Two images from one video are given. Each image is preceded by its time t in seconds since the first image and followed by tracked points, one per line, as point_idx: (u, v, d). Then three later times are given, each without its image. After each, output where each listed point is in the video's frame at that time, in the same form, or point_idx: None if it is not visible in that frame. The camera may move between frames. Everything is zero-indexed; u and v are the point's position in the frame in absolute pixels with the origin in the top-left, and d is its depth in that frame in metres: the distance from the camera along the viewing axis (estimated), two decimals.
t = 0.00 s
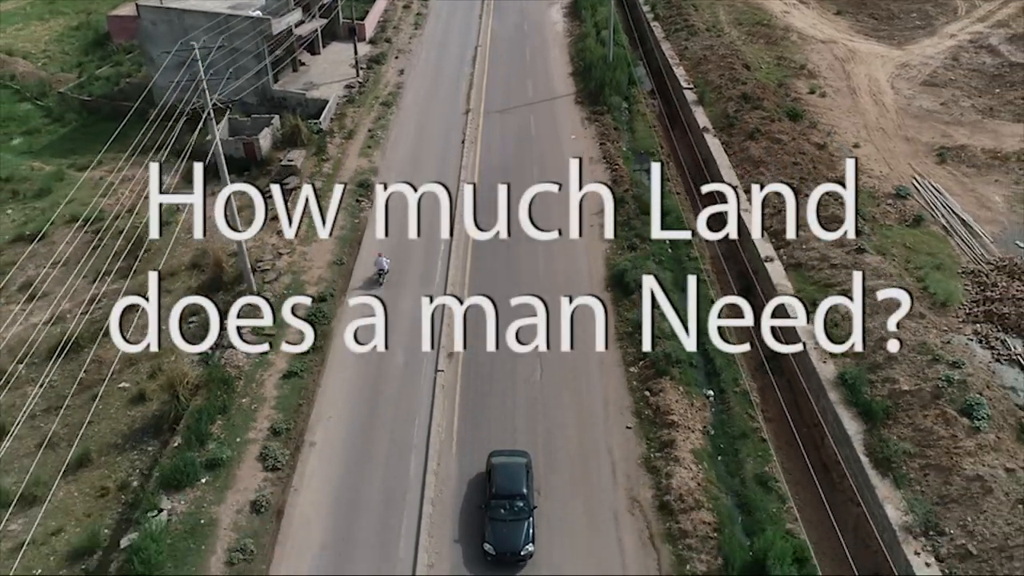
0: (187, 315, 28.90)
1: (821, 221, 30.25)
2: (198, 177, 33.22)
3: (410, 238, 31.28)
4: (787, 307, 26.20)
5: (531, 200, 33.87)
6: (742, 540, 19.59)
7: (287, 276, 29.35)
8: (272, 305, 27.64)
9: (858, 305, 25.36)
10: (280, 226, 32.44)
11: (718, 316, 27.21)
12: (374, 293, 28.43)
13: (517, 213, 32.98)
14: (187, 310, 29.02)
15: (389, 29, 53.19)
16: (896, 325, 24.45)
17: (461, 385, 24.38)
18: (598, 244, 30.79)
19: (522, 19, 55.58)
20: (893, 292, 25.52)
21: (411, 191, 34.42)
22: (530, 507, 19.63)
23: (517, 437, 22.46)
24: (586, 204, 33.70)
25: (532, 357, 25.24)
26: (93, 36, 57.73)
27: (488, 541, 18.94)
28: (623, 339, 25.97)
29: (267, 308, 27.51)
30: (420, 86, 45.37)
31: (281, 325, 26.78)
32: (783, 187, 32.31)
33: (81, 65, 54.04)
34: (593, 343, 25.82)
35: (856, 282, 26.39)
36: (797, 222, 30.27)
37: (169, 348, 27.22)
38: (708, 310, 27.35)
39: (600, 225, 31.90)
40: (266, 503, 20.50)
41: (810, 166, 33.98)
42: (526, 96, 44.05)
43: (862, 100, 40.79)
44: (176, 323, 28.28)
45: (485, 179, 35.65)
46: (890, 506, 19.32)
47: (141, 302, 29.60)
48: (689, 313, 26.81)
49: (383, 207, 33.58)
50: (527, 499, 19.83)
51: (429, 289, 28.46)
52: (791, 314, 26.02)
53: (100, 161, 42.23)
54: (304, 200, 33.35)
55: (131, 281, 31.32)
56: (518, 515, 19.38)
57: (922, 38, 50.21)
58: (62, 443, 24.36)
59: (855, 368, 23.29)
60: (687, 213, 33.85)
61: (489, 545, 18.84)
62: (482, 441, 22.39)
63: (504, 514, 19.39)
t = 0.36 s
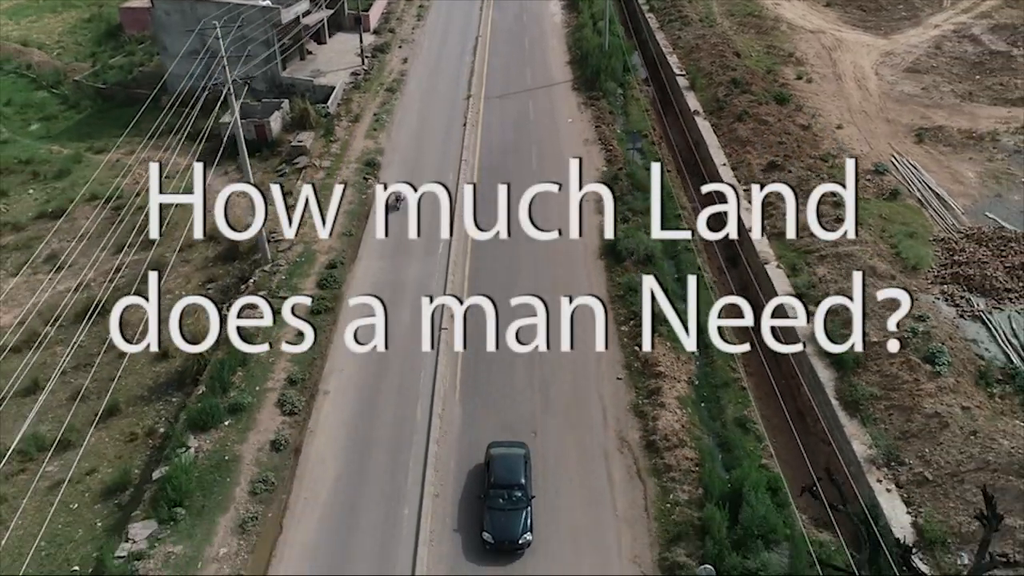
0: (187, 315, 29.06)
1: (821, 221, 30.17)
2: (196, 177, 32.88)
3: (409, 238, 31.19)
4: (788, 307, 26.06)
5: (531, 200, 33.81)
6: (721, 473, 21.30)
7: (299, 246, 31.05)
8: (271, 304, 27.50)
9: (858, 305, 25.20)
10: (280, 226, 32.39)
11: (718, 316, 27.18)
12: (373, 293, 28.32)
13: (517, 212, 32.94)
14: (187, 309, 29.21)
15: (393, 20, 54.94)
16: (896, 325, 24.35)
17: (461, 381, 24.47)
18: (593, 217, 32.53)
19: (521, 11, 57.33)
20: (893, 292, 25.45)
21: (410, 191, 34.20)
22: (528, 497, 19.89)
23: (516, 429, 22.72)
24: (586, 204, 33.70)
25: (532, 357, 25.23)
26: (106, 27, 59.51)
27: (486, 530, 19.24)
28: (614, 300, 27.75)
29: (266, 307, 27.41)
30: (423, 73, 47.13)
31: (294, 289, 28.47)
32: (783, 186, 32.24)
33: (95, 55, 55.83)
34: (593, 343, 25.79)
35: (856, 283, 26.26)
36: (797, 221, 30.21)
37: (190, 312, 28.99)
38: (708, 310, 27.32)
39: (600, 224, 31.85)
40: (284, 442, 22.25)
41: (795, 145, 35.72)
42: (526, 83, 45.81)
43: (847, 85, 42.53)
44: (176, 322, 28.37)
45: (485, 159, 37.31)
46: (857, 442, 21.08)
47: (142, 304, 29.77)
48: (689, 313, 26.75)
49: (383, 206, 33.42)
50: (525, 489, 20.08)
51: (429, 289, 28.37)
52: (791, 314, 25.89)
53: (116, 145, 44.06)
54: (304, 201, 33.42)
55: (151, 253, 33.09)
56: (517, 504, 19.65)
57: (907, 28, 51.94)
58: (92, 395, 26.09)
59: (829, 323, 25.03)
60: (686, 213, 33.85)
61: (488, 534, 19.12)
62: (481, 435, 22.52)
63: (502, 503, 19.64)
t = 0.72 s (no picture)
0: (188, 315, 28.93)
1: (822, 223, 30.04)
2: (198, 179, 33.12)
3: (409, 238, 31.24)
4: (788, 307, 26.07)
5: (531, 201, 33.83)
6: (705, 419, 22.87)
7: (310, 219, 32.71)
8: (271, 305, 27.38)
9: (858, 305, 25.12)
10: (280, 226, 32.21)
11: (718, 317, 27.11)
12: (373, 293, 28.37)
13: (516, 213, 32.96)
14: (188, 310, 29.07)
15: (396, 12, 56.59)
16: (895, 325, 24.28)
17: (460, 376, 24.66)
18: (589, 194, 34.24)
19: (521, 4, 58.99)
20: (893, 292, 25.29)
21: (410, 191, 34.26)
22: (526, 486, 20.13)
23: (514, 420, 23.01)
24: (586, 205, 33.74)
25: (532, 357, 25.31)
26: (117, 19, 61.17)
27: (484, 518, 19.53)
28: (608, 269, 29.35)
29: (266, 307, 27.22)
30: (426, 61, 48.79)
31: (306, 258, 30.09)
32: (783, 187, 32.10)
33: (107, 46, 57.48)
34: (593, 343, 25.84)
35: (856, 283, 26.11)
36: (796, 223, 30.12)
37: (207, 281, 30.68)
38: (708, 311, 27.23)
39: (600, 224, 31.84)
40: (299, 393, 23.93)
41: (781, 127, 37.39)
42: (525, 71, 47.53)
43: (834, 72, 44.20)
44: (177, 323, 28.27)
45: (486, 141, 39.03)
46: (831, 390, 22.79)
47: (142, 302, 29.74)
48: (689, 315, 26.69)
49: (383, 207, 33.47)
50: (523, 478, 20.31)
51: (429, 289, 28.42)
52: (791, 314, 25.89)
53: (131, 130, 45.72)
54: (304, 199, 33.12)
55: (168, 228, 34.72)
56: (515, 493, 19.91)
57: (894, 19, 53.58)
58: (117, 355, 27.73)
59: (808, 287, 26.70)
60: (687, 217, 33.90)
61: (487, 522, 19.41)
62: (480, 429, 22.69)
63: (500, 492, 19.90)
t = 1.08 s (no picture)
0: (188, 315, 29.38)
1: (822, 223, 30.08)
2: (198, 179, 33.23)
3: (409, 237, 31.22)
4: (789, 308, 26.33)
5: (531, 201, 33.77)
6: (688, 365, 24.78)
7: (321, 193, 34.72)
8: (272, 305, 27.44)
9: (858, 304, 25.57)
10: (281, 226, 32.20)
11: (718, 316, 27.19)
12: (373, 293, 28.34)
13: (516, 213, 32.95)
14: (188, 309, 29.50)
15: (399, 3, 58.51)
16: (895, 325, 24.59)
17: (460, 372, 24.75)
18: (583, 170, 36.25)
19: None
20: (894, 292, 25.67)
21: (410, 191, 34.28)
22: (524, 471, 20.42)
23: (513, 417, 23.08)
24: (586, 206, 33.70)
25: (531, 356, 25.28)
26: (129, 11, 63.15)
27: (483, 502, 19.82)
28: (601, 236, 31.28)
29: (267, 308, 27.30)
30: (429, 49, 50.71)
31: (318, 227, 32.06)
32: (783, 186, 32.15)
33: (120, 36, 59.45)
34: (593, 344, 25.79)
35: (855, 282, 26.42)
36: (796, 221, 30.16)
37: (225, 248, 32.64)
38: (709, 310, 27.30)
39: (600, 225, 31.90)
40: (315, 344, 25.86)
41: (767, 108, 39.38)
42: (524, 58, 49.52)
43: (820, 59, 46.16)
44: (177, 324, 28.64)
45: (487, 124, 41.09)
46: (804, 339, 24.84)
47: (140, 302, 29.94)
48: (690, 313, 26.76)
49: (382, 207, 33.48)
50: (521, 464, 20.60)
51: (428, 288, 28.39)
52: (791, 314, 26.24)
53: (147, 114, 47.68)
54: (303, 199, 33.07)
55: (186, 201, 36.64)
56: (513, 479, 20.20)
57: (881, 9, 55.49)
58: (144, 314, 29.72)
59: (787, 250, 28.70)
60: (686, 218, 33.93)
61: (485, 506, 19.70)
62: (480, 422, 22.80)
63: (498, 477, 20.19)
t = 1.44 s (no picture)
0: (191, 311, 29.83)
1: (823, 223, 29.80)
2: (198, 179, 33.40)
3: (410, 237, 31.27)
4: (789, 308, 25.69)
5: (531, 202, 33.78)
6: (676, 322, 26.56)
7: (330, 172, 36.56)
8: (272, 305, 27.47)
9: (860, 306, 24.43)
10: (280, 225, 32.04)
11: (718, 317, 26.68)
12: (374, 293, 28.32)
13: (516, 213, 32.99)
14: (189, 308, 29.78)
15: None
16: (896, 326, 23.65)
17: (460, 366, 24.96)
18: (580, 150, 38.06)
19: None
20: (893, 292, 24.36)
21: (410, 191, 34.30)
22: (522, 458, 20.82)
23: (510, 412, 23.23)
24: (586, 206, 33.66)
25: (531, 356, 25.30)
26: (140, 4, 64.95)
27: (482, 488, 20.25)
28: (596, 210, 33.03)
29: (267, 309, 27.37)
30: (431, 38, 52.45)
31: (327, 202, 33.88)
32: (783, 186, 31.85)
33: (132, 28, 61.23)
34: (593, 344, 25.82)
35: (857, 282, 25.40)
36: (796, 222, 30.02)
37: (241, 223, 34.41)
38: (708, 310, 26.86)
39: (600, 225, 31.92)
40: (328, 304, 27.63)
41: (756, 92, 41.12)
42: (523, 47, 51.30)
43: (808, 47, 47.90)
44: (176, 324, 28.78)
45: (488, 108, 42.96)
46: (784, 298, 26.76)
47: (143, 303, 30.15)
48: (689, 313, 26.45)
49: (382, 207, 33.47)
50: (519, 451, 20.98)
51: (429, 288, 28.43)
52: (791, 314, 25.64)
53: (161, 102, 49.47)
54: (303, 199, 32.87)
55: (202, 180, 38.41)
56: (512, 465, 20.60)
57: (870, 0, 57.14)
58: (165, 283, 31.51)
59: (771, 220, 30.51)
60: (681, 203, 35.22)
61: (484, 492, 20.15)
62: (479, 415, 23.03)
63: (496, 464, 20.59)
